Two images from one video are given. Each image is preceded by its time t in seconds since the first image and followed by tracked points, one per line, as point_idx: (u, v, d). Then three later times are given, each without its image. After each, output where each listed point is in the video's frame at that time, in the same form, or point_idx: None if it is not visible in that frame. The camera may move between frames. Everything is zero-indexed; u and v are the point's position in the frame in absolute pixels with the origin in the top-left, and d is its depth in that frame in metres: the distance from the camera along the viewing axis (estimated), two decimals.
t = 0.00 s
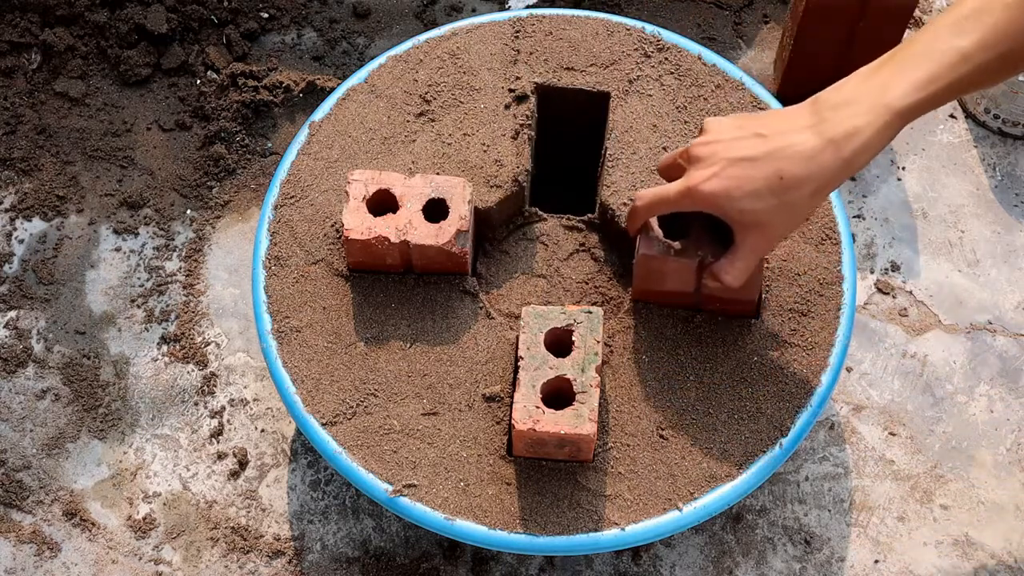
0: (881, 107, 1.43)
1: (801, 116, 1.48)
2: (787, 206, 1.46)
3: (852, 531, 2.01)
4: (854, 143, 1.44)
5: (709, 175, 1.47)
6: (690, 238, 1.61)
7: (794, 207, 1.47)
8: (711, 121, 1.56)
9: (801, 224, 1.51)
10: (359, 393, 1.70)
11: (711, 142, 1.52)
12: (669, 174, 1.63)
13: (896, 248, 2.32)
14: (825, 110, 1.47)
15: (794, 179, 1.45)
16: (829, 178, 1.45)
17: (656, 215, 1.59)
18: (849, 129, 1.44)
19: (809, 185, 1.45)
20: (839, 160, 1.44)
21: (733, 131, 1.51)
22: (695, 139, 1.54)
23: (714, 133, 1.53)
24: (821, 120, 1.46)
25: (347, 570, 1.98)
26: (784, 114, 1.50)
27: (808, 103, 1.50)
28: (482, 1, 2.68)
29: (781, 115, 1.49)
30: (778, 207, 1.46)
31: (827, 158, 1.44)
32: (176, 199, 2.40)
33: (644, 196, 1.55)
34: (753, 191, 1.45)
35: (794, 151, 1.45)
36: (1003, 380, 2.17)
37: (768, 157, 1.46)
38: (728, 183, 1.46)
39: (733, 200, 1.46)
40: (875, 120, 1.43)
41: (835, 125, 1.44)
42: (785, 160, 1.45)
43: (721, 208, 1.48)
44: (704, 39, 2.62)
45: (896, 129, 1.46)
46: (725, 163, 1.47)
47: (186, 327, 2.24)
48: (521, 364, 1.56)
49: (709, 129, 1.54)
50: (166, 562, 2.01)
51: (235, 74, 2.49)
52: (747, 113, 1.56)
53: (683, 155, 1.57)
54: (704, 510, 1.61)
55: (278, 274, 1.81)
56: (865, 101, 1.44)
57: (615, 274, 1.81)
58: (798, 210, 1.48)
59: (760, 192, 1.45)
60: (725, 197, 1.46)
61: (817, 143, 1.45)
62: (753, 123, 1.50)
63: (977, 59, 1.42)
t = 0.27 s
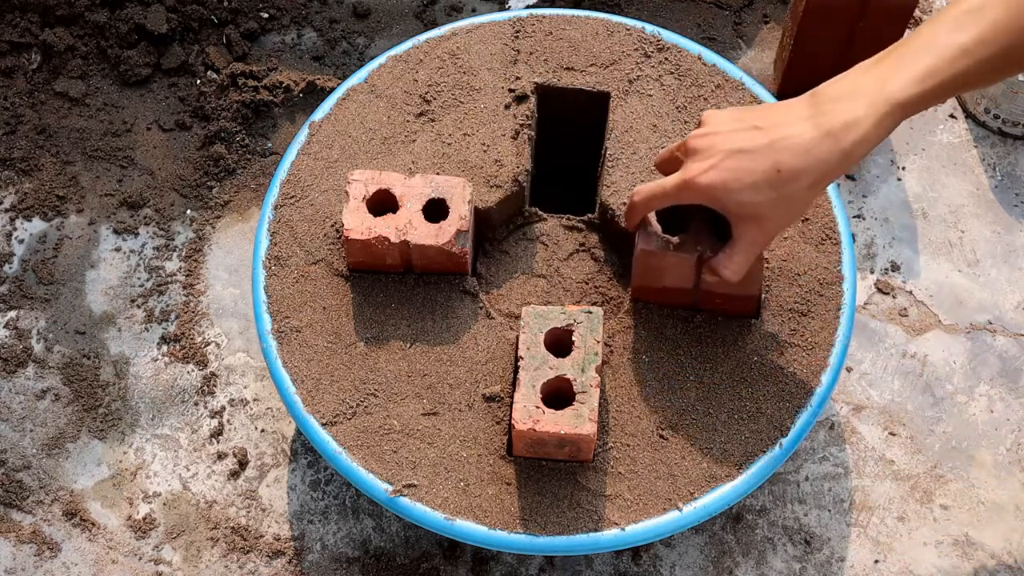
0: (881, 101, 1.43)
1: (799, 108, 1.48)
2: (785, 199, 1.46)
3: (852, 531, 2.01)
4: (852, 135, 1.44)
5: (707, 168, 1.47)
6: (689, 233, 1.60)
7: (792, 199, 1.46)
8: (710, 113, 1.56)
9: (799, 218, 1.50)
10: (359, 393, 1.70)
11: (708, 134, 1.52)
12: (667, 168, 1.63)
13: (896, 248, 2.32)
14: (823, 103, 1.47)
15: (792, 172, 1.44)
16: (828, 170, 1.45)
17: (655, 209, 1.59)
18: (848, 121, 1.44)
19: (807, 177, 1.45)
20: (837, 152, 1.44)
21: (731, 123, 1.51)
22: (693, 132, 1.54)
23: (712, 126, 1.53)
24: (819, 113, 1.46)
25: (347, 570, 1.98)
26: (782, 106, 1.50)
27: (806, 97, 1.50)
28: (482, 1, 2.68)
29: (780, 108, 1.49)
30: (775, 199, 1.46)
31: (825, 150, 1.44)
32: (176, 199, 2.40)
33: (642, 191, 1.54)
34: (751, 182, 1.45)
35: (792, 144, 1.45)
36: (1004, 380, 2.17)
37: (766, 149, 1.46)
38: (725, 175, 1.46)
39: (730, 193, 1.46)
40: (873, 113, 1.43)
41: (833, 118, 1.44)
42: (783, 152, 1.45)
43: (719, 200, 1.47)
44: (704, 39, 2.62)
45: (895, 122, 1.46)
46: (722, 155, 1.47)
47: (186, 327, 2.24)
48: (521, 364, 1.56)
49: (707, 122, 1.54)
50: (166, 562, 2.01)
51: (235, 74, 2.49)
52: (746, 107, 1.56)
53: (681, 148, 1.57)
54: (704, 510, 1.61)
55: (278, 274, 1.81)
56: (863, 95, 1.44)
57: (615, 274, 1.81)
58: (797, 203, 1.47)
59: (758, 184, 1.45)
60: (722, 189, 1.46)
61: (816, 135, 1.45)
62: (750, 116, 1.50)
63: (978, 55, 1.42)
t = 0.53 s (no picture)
0: (882, 91, 1.43)
1: (800, 98, 1.47)
2: (786, 190, 1.44)
3: (852, 531, 2.01)
4: (854, 125, 1.42)
5: (706, 158, 1.46)
6: (688, 225, 1.61)
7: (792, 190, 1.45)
8: (710, 104, 1.55)
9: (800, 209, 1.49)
10: (359, 393, 1.70)
11: (708, 125, 1.51)
12: (666, 160, 1.62)
13: (896, 248, 2.32)
14: (824, 93, 1.46)
15: (792, 162, 1.43)
16: (828, 160, 1.44)
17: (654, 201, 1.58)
18: (849, 111, 1.43)
19: (808, 167, 1.43)
20: (838, 142, 1.43)
21: (730, 114, 1.49)
22: (692, 122, 1.54)
23: (711, 116, 1.52)
24: (820, 103, 1.45)
25: (347, 570, 1.98)
26: (783, 96, 1.48)
27: (807, 87, 1.49)
28: (482, 1, 2.68)
29: (780, 98, 1.48)
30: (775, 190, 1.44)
31: (826, 140, 1.43)
32: (176, 199, 2.40)
33: (642, 181, 1.53)
34: (751, 172, 1.44)
35: (792, 133, 1.43)
36: (1003, 380, 2.17)
37: (766, 139, 1.44)
38: (725, 165, 1.45)
39: (730, 183, 1.45)
40: (874, 103, 1.42)
41: (834, 107, 1.43)
42: (783, 142, 1.44)
43: (718, 190, 1.46)
44: (703, 39, 2.62)
45: (897, 113, 1.45)
46: (722, 145, 1.46)
47: (186, 327, 2.24)
48: (521, 364, 1.56)
49: (707, 112, 1.54)
50: (166, 562, 2.01)
51: (235, 74, 2.49)
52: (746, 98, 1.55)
53: (681, 139, 1.56)
54: (704, 510, 1.61)
55: (278, 274, 1.81)
56: (865, 85, 1.44)
57: (616, 274, 1.81)
58: (797, 194, 1.46)
59: (758, 174, 1.44)
60: (721, 179, 1.44)
61: (816, 124, 1.43)
62: (750, 106, 1.49)
63: (980, 47, 1.42)
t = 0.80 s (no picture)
0: (889, 86, 1.42)
1: (805, 92, 1.46)
2: (791, 185, 1.43)
3: (852, 531, 2.01)
4: (860, 120, 1.42)
5: (710, 153, 1.45)
6: (691, 222, 1.58)
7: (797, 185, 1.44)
8: (713, 98, 1.53)
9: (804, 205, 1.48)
10: (359, 393, 1.70)
11: (711, 119, 1.49)
12: (668, 155, 1.61)
13: (896, 248, 2.32)
14: (830, 88, 1.45)
15: (797, 157, 1.42)
16: (834, 155, 1.43)
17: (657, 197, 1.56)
18: (855, 106, 1.42)
19: (813, 162, 1.42)
20: (844, 137, 1.42)
21: (734, 108, 1.48)
22: (695, 117, 1.52)
23: (715, 111, 1.51)
24: (826, 98, 1.44)
25: (347, 570, 1.98)
26: (787, 91, 1.47)
27: (812, 82, 1.48)
28: (482, 1, 2.68)
29: (784, 93, 1.47)
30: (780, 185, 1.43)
31: (832, 135, 1.42)
32: (176, 199, 2.40)
33: (644, 177, 1.52)
34: (756, 167, 1.43)
35: (798, 128, 1.42)
36: (1004, 380, 2.17)
37: (771, 134, 1.43)
38: (729, 161, 1.44)
39: (734, 178, 1.44)
40: (881, 99, 1.42)
41: (840, 102, 1.43)
42: (788, 137, 1.42)
43: (723, 185, 1.45)
44: (704, 39, 2.62)
45: (904, 109, 1.44)
46: (726, 140, 1.45)
47: (186, 327, 2.25)
48: (521, 364, 1.56)
49: (710, 107, 1.52)
50: (166, 562, 2.01)
51: (235, 74, 2.49)
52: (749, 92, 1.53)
53: (684, 134, 1.54)
54: (704, 510, 1.61)
55: (278, 274, 1.81)
56: (872, 80, 1.43)
57: (616, 274, 1.81)
58: (802, 189, 1.45)
59: (762, 170, 1.43)
60: (726, 174, 1.43)
61: (822, 120, 1.42)
62: (754, 100, 1.47)
63: (988, 43, 1.42)
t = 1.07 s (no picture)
0: (889, 83, 1.42)
1: (804, 88, 1.46)
2: (790, 182, 1.43)
3: (852, 531, 2.01)
4: (860, 117, 1.42)
5: (709, 149, 1.45)
6: (690, 219, 1.58)
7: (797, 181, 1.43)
8: (713, 95, 1.53)
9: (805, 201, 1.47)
10: (359, 393, 1.70)
11: (710, 115, 1.49)
12: (667, 151, 1.60)
13: (896, 248, 2.32)
14: (829, 84, 1.45)
15: (796, 153, 1.42)
16: (833, 152, 1.42)
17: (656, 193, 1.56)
18: (854, 103, 1.42)
19: (812, 159, 1.42)
20: (843, 133, 1.42)
21: (733, 104, 1.48)
22: (694, 113, 1.52)
23: (714, 107, 1.50)
24: (825, 94, 1.44)
25: (347, 570, 1.98)
26: (786, 87, 1.47)
27: (811, 78, 1.48)
28: (482, 1, 2.68)
29: (784, 89, 1.47)
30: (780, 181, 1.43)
31: (831, 131, 1.42)
32: (176, 199, 2.40)
33: (643, 173, 1.51)
34: (755, 163, 1.42)
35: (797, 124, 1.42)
36: (1004, 380, 2.17)
37: (770, 129, 1.43)
38: (728, 157, 1.44)
39: (733, 174, 1.43)
40: (881, 95, 1.42)
41: (839, 99, 1.42)
42: (787, 133, 1.42)
43: (722, 181, 1.45)
44: (703, 39, 2.62)
45: (904, 106, 1.44)
46: (725, 136, 1.45)
47: (186, 327, 2.24)
48: (521, 364, 1.56)
49: (709, 103, 1.52)
50: (166, 562, 2.01)
51: (235, 74, 2.49)
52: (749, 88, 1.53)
53: (683, 129, 1.54)
54: (704, 510, 1.61)
55: (278, 274, 1.81)
56: (871, 77, 1.43)
57: (615, 274, 1.81)
58: (801, 185, 1.44)
59: (762, 165, 1.42)
60: (725, 170, 1.43)
61: (822, 115, 1.42)
62: (753, 96, 1.47)
63: (989, 40, 1.42)
